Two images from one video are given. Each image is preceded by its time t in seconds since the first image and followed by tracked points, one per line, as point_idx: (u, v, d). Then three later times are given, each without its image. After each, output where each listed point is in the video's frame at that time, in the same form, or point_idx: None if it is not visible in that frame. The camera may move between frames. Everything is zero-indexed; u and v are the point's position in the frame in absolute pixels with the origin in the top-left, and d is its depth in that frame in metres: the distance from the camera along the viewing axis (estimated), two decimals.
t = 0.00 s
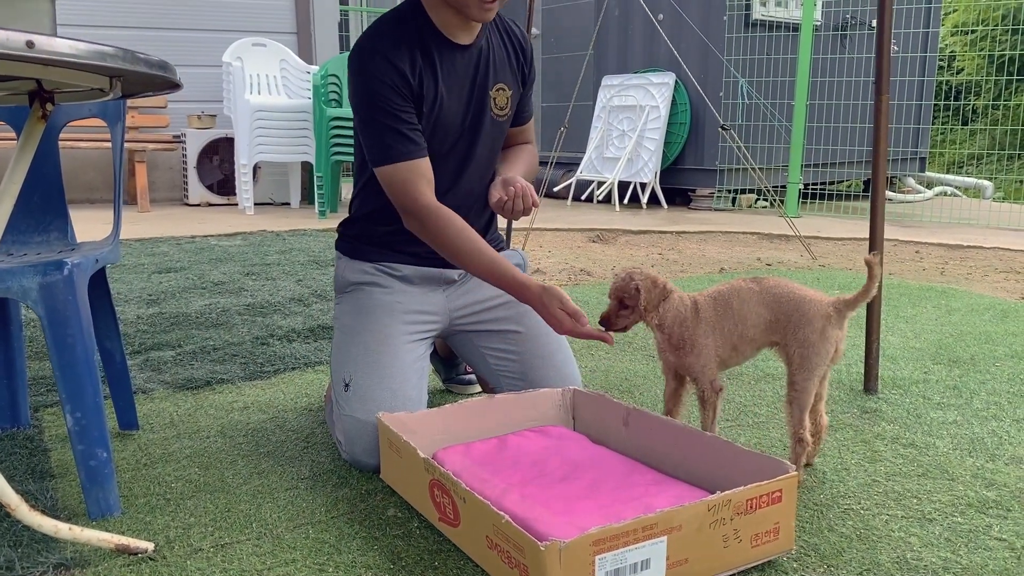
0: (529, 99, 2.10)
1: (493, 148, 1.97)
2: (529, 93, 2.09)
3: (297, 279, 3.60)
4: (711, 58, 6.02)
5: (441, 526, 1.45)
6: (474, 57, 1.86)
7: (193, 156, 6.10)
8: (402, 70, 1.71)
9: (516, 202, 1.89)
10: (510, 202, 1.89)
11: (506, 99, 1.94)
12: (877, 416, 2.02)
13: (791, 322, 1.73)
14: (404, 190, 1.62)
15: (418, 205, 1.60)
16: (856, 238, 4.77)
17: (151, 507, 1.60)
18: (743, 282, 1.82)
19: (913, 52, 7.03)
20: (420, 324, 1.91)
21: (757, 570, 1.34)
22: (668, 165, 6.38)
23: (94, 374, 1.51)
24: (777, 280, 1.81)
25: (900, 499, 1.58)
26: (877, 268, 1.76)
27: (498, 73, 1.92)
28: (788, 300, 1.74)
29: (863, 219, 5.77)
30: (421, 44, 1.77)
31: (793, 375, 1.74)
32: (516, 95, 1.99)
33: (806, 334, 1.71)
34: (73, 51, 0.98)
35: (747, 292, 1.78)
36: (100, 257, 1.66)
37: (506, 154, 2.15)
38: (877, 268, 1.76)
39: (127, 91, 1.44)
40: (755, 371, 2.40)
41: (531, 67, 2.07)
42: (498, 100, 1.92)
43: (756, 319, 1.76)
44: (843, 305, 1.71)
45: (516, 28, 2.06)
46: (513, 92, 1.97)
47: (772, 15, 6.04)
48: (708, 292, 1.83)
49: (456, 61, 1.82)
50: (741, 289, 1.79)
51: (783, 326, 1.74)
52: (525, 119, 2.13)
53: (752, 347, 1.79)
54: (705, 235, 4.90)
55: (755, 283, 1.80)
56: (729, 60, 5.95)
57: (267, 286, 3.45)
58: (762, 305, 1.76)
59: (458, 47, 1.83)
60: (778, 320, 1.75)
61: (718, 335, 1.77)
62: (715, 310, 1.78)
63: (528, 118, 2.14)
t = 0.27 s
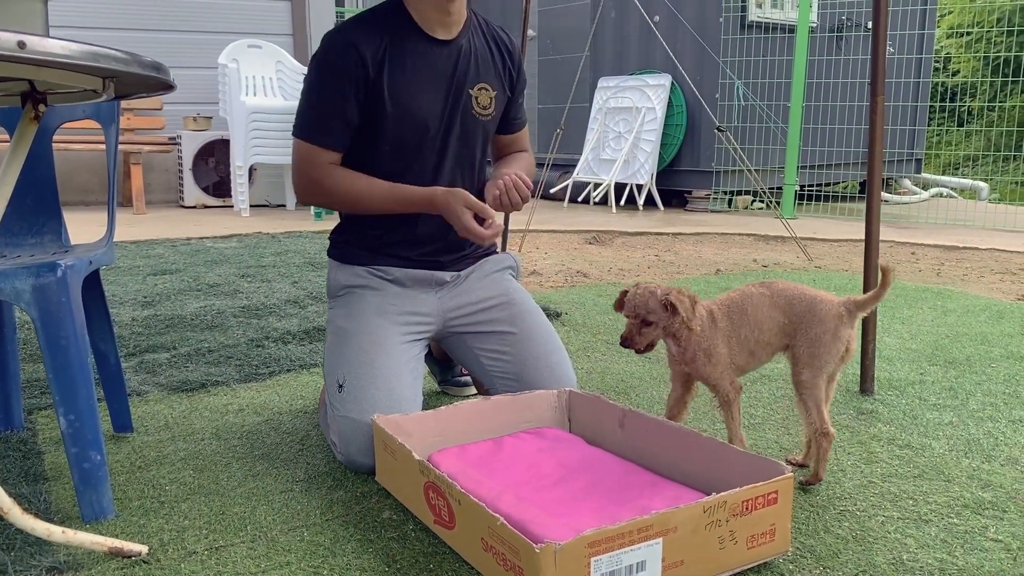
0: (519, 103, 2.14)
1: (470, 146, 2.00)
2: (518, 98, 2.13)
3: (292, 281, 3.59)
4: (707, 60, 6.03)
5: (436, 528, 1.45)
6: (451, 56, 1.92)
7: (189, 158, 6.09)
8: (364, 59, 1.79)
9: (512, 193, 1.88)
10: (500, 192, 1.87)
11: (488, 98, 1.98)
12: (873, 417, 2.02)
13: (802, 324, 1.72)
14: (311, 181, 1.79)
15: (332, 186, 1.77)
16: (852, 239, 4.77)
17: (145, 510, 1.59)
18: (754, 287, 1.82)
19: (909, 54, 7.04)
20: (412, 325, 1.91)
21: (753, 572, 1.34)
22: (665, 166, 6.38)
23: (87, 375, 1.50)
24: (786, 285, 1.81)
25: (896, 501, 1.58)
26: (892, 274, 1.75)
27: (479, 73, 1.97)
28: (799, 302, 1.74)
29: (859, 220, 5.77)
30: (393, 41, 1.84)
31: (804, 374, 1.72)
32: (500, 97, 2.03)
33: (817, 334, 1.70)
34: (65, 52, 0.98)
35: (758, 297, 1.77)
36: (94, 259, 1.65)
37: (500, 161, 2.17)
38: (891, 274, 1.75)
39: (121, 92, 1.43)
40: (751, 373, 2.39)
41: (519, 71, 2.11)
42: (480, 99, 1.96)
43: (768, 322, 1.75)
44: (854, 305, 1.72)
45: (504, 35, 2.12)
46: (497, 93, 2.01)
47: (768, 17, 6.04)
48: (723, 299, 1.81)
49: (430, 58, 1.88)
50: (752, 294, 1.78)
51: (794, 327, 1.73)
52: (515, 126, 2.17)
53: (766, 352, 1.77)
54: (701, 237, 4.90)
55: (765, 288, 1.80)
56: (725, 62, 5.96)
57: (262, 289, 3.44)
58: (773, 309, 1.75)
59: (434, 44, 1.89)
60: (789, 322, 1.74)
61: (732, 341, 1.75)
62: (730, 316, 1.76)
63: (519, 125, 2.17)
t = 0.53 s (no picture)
0: (501, 98, 2.14)
1: (443, 137, 2.00)
2: (499, 93, 2.13)
3: (287, 282, 3.58)
4: (703, 61, 6.03)
5: (429, 528, 1.44)
6: (416, 48, 1.95)
7: (184, 159, 6.08)
8: (322, 59, 1.88)
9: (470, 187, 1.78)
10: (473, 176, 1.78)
11: (459, 89, 2.00)
12: (868, 416, 2.02)
13: (807, 325, 1.69)
14: (281, 176, 1.87)
15: (300, 175, 1.84)
16: (847, 240, 4.78)
17: (138, 511, 1.59)
18: (754, 287, 1.77)
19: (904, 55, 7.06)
20: (402, 326, 1.92)
21: (748, 571, 1.34)
22: (661, 167, 6.39)
23: (79, 375, 1.49)
24: (785, 285, 1.77)
25: (891, 499, 1.58)
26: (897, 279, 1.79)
27: (448, 65, 1.99)
28: (802, 303, 1.71)
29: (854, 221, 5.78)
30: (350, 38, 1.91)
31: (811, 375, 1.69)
32: (474, 90, 2.05)
33: (823, 335, 1.67)
34: (57, 50, 0.97)
35: (760, 297, 1.72)
36: (87, 258, 1.65)
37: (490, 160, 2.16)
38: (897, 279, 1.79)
39: (113, 91, 1.42)
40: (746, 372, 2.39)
41: (495, 66, 2.12)
42: (449, 89, 1.98)
43: (771, 322, 1.70)
44: (854, 308, 1.74)
45: (480, 33, 2.14)
46: (469, 85, 2.03)
47: (764, 18, 6.05)
48: (723, 300, 1.75)
49: (392, 51, 1.92)
50: (753, 293, 1.73)
51: (797, 328, 1.70)
52: (504, 124, 2.16)
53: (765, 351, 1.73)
54: (697, 238, 4.91)
55: (764, 288, 1.76)
56: (721, 63, 5.97)
57: (257, 290, 3.43)
58: (776, 309, 1.70)
59: (397, 39, 1.94)
60: (793, 323, 1.70)
61: (734, 342, 1.69)
62: (733, 318, 1.71)
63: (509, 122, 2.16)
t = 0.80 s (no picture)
0: (486, 100, 2.14)
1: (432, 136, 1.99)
2: (483, 95, 2.14)
3: (284, 284, 3.58)
4: (699, 62, 6.04)
5: (425, 532, 1.44)
6: (398, 50, 1.95)
7: (181, 161, 6.07)
8: (307, 66, 1.89)
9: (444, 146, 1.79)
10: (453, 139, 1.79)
11: (445, 89, 2.00)
12: (863, 419, 2.02)
13: (790, 326, 1.69)
14: (274, 179, 1.87)
15: (290, 173, 1.84)
16: (844, 241, 4.79)
17: (133, 515, 1.58)
18: (738, 287, 1.78)
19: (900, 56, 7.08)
20: (397, 328, 1.91)
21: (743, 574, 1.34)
22: (657, 169, 6.39)
23: (74, 380, 1.49)
24: (769, 286, 1.78)
25: (885, 503, 1.58)
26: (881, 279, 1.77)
27: (432, 67, 2.00)
28: (787, 303, 1.71)
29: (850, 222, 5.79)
30: (334, 42, 1.92)
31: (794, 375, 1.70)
32: (458, 91, 2.05)
33: (806, 335, 1.68)
34: (51, 56, 0.97)
35: (745, 298, 1.73)
36: (82, 262, 1.65)
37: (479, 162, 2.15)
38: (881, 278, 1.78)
39: (108, 95, 1.42)
40: (742, 375, 2.40)
41: (477, 70, 2.13)
42: (434, 89, 1.98)
43: (756, 322, 1.71)
44: (837, 308, 1.75)
45: (461, 39, 2.16)
46: (453, 86, 2.03)
47: (760, 19, 6.06)
48: (709, 302, 1.76)
49: (375, 53, 1.93)
50: (739, 294, 1.74)
51: (782, 329, 1.70)
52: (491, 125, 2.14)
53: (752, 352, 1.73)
54: (693, 239, 4.91)
55: (749, 289, 1.76)
56: (717, 64, 5.98)
57: (253, 292, 3.43)
58: (761, 309, 1.71)
59: (381, 41, 1.94)
60: (778, 323, 1.71)
61: (723, 342, 1.70)
62: (720, 319, 1.71)
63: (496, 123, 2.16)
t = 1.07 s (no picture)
0: (483, 99, 2.16)
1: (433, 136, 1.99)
2: (481, 94, 2.15)
3: (282, 284, 3.58)
4: (697, 62, 6.05)
5: (426, 531, 1.44)
6: (398, 50, 1.96)
7: (178, 160, 6.06)
8: (307, 65, 1.89)
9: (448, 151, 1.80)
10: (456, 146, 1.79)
11: (445, 89, 2.01)
12: (862, 418, 2.03)
13: (774, 326, 1.73)
14: (273, 178, 1.87)
15: (291, 171, 1.84)
16: (842, 240, 4.80)
17: (134, 514, 1.58)
18: (722, 289, 1.79)
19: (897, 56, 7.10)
20: (397, 328, 1.92)
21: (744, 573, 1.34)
22: (655, 168, 6.40)
23: (75, 379, 1.49)
24: (751, 286, 1.81)
25: (885, 501, 1.59)
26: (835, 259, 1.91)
27: (431, 67, 2.00)
28: (769, 305, 1.74)
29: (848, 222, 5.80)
30: (333, 41, 1.92)
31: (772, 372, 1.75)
32: (458, 91, 2.06)
33: (789, 335, 1.72)
34: (54, 55, 0.97)
35: (728, 300, 1.74)
36: (82, 262, 1.64)
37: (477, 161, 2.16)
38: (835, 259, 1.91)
39: (109, 95, 1.42)
40: (741, 374, 2.40)
41: (475, 70, 2.14)
42: (435, 89, 1.99)
43: (738, 325, 1.73)
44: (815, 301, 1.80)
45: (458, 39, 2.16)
46: (453, 85, 2.04)
47: (757, 19, 6.07)
48: (681, 308, 1.78)
49: (375, 53, 1.93)
50: (721, 296, 1.75)
51: (764, 329, 1.74)
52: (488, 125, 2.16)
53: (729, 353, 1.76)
54: (692, 239, 4.92)
55: (733, 290, 1.78)
56: (715, 64, 5.99)
57: (252, 292, 3.43)
58: (744, 312, 1.73)
59: (381, 41, 1.94)
60: (759, 325, 1.74)
61: (696, 345, 1.73)
62: (693, 324, 1.74)
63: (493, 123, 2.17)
